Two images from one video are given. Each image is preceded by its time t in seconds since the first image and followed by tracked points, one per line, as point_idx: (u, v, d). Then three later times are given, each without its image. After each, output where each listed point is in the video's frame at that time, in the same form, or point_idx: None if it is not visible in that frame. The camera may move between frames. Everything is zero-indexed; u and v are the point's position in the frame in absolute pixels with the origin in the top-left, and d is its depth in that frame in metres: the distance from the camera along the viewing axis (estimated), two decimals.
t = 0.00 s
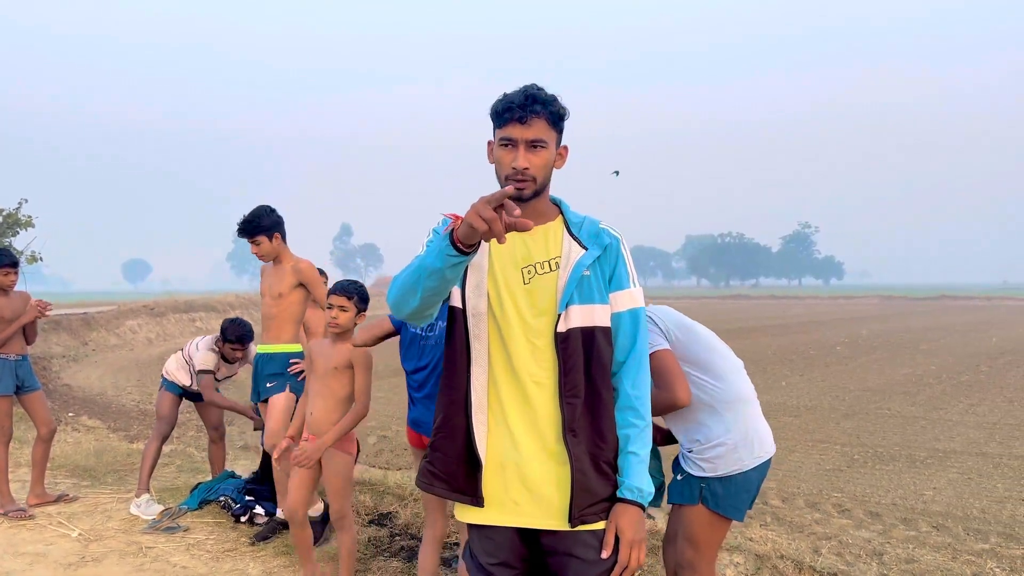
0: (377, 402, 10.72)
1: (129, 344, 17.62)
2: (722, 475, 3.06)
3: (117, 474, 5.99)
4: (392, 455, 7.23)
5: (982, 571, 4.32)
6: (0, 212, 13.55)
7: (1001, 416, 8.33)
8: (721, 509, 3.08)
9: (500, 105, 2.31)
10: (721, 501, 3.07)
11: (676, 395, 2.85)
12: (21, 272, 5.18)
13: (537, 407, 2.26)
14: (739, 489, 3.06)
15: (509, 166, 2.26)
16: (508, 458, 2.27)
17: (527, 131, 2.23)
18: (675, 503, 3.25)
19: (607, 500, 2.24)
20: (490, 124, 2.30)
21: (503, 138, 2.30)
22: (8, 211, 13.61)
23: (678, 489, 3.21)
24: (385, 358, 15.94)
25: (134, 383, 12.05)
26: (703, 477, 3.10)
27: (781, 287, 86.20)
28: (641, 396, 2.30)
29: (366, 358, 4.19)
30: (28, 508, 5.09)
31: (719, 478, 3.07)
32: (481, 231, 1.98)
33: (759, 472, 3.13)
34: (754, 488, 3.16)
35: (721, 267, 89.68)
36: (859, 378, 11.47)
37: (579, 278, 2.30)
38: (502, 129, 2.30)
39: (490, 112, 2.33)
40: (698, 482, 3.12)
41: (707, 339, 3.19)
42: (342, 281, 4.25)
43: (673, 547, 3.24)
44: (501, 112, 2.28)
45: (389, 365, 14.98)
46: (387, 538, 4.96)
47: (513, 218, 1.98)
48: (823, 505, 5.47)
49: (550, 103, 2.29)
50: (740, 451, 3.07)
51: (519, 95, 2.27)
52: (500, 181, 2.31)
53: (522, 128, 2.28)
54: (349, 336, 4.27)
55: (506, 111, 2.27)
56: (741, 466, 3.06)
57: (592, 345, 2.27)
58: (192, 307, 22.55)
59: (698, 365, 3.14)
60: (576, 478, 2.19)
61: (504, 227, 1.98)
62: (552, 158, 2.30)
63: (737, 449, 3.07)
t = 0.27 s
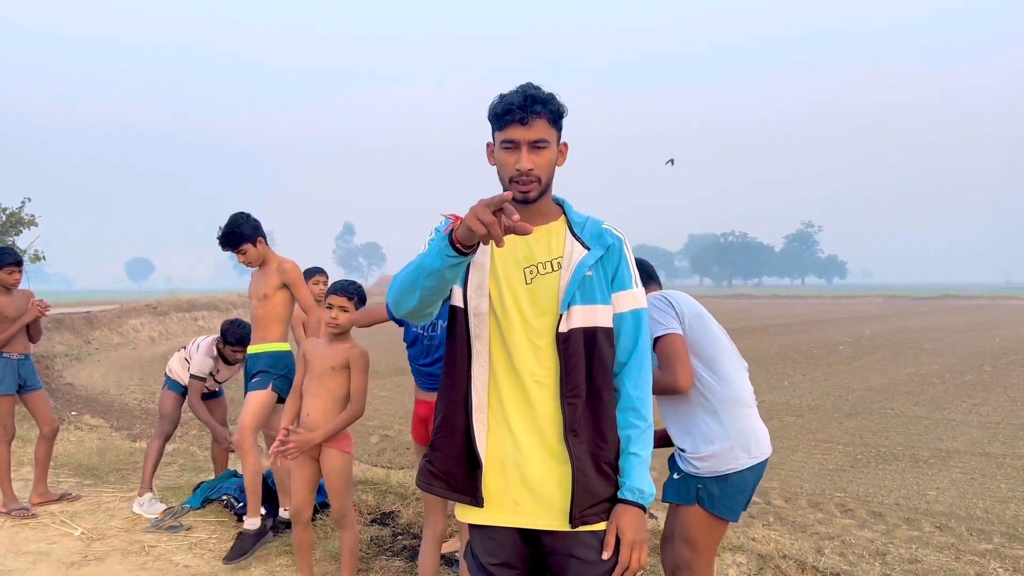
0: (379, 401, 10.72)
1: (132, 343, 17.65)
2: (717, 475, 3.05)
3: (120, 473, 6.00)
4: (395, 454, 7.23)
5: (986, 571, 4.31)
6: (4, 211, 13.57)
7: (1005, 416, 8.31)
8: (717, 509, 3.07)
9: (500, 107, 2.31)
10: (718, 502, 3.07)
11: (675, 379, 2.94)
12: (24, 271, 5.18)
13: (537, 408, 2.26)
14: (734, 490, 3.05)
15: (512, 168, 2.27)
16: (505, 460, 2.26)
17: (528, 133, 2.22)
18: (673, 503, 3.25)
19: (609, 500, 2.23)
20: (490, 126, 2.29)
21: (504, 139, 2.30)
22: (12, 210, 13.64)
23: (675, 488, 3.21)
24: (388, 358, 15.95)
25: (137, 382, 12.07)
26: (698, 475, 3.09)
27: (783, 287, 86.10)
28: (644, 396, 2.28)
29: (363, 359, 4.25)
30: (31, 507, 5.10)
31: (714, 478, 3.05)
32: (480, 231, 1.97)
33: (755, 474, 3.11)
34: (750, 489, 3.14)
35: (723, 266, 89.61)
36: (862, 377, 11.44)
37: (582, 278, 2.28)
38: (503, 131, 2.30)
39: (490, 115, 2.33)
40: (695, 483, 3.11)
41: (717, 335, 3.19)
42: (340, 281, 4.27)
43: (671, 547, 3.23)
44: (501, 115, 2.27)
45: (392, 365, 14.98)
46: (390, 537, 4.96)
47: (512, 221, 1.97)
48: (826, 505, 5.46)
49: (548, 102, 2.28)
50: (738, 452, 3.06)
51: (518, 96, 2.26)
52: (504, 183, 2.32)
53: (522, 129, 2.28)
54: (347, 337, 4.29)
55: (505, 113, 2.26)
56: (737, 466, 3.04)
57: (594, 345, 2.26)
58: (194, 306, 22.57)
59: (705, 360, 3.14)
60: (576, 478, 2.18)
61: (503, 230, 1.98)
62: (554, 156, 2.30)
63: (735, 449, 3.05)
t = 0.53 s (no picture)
0: (383, 400, 10.72)
1: (136, 341, 17.69)
2: (713, 474, 3.04)
3: (125, 471, 6.01)
4: (398, 453, 7.23)
5: (990, 571, 4.30)
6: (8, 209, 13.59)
7: (1009, 416, 8.29)
8: (715, 511, 3.06)
9: (495, 135, 2.16)
10: (715, 503, 3.05)
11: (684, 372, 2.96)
12: (27, 269, 5.19)
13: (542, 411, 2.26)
14: (731, 491, 3.04)
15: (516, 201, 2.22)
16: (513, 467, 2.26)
17: (532, 172, 2.14)
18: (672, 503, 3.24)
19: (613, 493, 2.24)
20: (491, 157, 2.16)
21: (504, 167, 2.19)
22: (16, 208, 13.68)
23: (674, 488, 3.20)
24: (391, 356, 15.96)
25: (142, 380, 12.09)
26: (696, 476, 3.08)
27: (786, 287, 85.97)
28: (648, 389, 2.28)
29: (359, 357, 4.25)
30: (36, 505, 5.11)
31: (711, 478, 3.04)
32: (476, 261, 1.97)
33: (752, 474, 3.08)
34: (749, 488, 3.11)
35: (725, 266, 89.51)
36: (866, 377, 11.42)
37: (586, 276, 2.28)
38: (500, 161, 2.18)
39: (485, 141, 2.18)
40: (693, 484, 3.10)
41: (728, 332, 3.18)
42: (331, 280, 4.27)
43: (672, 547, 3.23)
44: (499, 147, 2.13)
45: (395, 364, 14.99)
46: (393, 536, 4.97)
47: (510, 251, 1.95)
48: (830, 504, 5.45)
49: (545, 129, 2.16)
50: (737, 452, 3.04)
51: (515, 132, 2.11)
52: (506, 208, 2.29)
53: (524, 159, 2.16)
54: (341, 336, 4.31)
55: (506, 148, 2.12)
56: (734, 467, 3.03)
57: (597, 342, 2.26)
58: (198, 305, 22.61)
59: (713, 356, 3.13)
60: (584, 475, 2.19)
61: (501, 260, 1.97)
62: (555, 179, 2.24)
63: (735, 449, 3.04)
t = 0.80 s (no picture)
0: (386, 399, 10.73)
1: (141, 340, 17.72)
2: (721, 474, 3.02)
3: (129, 470, 6.02)
4: (402, 452, 7.24)
5: (995, 572, 4.29)
6: (13, 209, 13.64)
7: (1014, 416, 8.26)
8: (721, 511, 3.06)
9: (484, 168, 2.16)
10: (721, 504, 3.05)
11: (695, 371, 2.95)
12: (31, 268, 5.20)
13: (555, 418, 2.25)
14: (736, 491, 3.04)
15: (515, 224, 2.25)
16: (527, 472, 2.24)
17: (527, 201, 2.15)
18: (674, 503, 3.23)
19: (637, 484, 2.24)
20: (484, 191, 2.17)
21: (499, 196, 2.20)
22: (21, 208, 13.73)
23: (678, 490, 3.17)
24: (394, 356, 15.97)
25: (146, 379, 12.13)
26: (700, 475, 3.06)
27: (789, 287, 85.83)
28: (667, 381, 2.25)
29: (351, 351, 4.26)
30: (41, 504, 5.12)
31: (717, 479, 3.03)
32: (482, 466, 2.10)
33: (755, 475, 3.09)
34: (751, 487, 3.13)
35: (728, 266, 89.41)
36: (870, 377, 11.39)
37: (594, 279, 2.25)
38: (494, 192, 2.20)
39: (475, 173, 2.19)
40: (699, 485, 3.07)
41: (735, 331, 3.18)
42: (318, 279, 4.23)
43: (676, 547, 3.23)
44: (489, 181, 2.14)
45: (398, 364, 15.00)
46: (397, 535, 4.97)
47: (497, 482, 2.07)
48: (834, 505, 5.44)
49: (533, 153, 2.12)
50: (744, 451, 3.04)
51: (501, 165, 2.09)
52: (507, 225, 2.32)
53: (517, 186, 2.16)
54: (332, 334, 4.28)
55: (498, 183, 2.11)
56: (740, 466, 3.03)
57: (609, 343, 2.25)
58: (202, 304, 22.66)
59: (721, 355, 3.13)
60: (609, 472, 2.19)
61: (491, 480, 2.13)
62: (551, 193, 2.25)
63: (741, 449, 3.04)
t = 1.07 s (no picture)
0: (390, 399, 10.75)
1: (145, 340, 17.76)
2: (720, 476, 3.03)
3: (133, 470, 6.04)
4: (405, 452, 7.25)
5: (1000, 572, 4.29)
6: (19, 209, 13.68)
7: (1019, 417, 8.24)
8: (723, 513, 3.05)
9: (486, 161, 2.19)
10: (723, 506, 3.04)
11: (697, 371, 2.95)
12: (36, 268, 5.21)
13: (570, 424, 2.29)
14: (737, 494, 3.02)
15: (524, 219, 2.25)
16: (542, 477, 2.32)
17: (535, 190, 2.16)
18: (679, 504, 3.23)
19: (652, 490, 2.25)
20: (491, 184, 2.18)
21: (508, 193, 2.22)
22: (27, 208, 13.77)
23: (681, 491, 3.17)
24: (398, 357, 15.99)
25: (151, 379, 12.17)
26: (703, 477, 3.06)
27: (793, 287, 85.69)
28: (689, 384, 2.19)
29: (352, 351, 4.26)
30: (46, 503, 5.14)
31: (719, 480, 3.03)
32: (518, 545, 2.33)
33: (760, 477, 3.06)
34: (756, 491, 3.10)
35: (731, 266, 89.34)
36: (874, 377, 11.38)
37: (608, 280, 2.21)
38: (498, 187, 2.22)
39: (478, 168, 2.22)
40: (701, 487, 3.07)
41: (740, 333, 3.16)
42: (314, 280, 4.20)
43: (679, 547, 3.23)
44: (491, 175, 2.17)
45: (403, 364, 15.03)
46: (401, 535, 4.98)
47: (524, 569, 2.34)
48: (838, 505, 5.44)
49: (534, 142, 2.13)
50: (746, 453, 3.02)
51: (501, 156, 2.12)
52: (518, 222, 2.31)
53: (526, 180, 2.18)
54: (331, 334, 4.30)
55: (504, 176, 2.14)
56: (742, 468, 3.01)
57: (626, 346, 2.22)
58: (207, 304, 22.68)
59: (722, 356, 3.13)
60: (620, 481, 2.19)
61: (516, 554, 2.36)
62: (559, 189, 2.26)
63: (743, 450, 3.02)
